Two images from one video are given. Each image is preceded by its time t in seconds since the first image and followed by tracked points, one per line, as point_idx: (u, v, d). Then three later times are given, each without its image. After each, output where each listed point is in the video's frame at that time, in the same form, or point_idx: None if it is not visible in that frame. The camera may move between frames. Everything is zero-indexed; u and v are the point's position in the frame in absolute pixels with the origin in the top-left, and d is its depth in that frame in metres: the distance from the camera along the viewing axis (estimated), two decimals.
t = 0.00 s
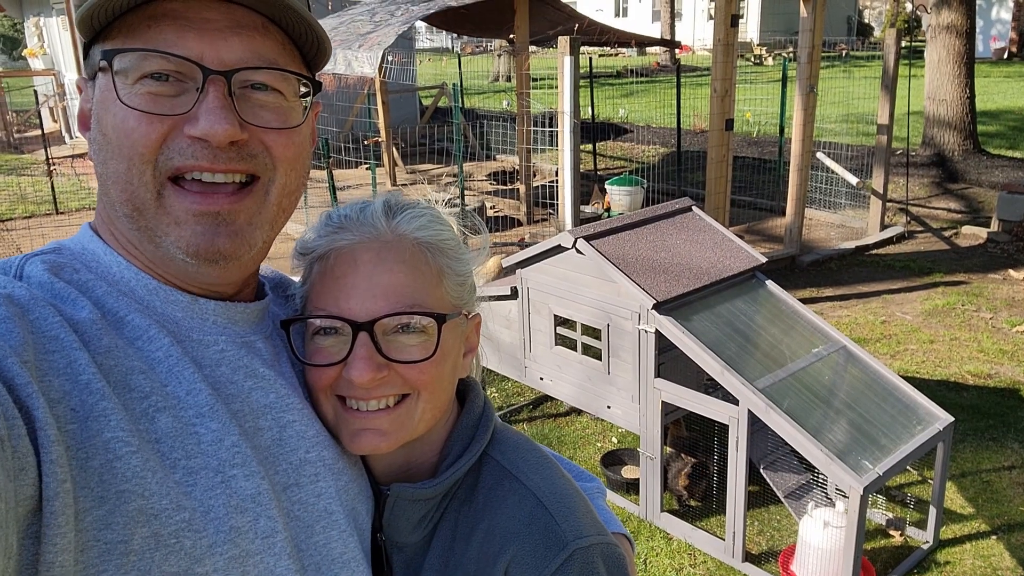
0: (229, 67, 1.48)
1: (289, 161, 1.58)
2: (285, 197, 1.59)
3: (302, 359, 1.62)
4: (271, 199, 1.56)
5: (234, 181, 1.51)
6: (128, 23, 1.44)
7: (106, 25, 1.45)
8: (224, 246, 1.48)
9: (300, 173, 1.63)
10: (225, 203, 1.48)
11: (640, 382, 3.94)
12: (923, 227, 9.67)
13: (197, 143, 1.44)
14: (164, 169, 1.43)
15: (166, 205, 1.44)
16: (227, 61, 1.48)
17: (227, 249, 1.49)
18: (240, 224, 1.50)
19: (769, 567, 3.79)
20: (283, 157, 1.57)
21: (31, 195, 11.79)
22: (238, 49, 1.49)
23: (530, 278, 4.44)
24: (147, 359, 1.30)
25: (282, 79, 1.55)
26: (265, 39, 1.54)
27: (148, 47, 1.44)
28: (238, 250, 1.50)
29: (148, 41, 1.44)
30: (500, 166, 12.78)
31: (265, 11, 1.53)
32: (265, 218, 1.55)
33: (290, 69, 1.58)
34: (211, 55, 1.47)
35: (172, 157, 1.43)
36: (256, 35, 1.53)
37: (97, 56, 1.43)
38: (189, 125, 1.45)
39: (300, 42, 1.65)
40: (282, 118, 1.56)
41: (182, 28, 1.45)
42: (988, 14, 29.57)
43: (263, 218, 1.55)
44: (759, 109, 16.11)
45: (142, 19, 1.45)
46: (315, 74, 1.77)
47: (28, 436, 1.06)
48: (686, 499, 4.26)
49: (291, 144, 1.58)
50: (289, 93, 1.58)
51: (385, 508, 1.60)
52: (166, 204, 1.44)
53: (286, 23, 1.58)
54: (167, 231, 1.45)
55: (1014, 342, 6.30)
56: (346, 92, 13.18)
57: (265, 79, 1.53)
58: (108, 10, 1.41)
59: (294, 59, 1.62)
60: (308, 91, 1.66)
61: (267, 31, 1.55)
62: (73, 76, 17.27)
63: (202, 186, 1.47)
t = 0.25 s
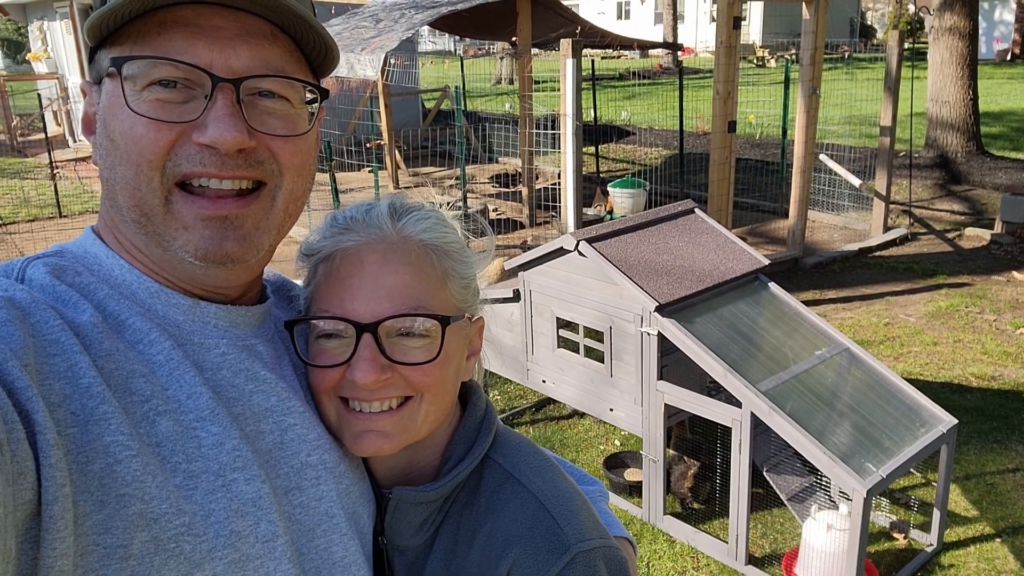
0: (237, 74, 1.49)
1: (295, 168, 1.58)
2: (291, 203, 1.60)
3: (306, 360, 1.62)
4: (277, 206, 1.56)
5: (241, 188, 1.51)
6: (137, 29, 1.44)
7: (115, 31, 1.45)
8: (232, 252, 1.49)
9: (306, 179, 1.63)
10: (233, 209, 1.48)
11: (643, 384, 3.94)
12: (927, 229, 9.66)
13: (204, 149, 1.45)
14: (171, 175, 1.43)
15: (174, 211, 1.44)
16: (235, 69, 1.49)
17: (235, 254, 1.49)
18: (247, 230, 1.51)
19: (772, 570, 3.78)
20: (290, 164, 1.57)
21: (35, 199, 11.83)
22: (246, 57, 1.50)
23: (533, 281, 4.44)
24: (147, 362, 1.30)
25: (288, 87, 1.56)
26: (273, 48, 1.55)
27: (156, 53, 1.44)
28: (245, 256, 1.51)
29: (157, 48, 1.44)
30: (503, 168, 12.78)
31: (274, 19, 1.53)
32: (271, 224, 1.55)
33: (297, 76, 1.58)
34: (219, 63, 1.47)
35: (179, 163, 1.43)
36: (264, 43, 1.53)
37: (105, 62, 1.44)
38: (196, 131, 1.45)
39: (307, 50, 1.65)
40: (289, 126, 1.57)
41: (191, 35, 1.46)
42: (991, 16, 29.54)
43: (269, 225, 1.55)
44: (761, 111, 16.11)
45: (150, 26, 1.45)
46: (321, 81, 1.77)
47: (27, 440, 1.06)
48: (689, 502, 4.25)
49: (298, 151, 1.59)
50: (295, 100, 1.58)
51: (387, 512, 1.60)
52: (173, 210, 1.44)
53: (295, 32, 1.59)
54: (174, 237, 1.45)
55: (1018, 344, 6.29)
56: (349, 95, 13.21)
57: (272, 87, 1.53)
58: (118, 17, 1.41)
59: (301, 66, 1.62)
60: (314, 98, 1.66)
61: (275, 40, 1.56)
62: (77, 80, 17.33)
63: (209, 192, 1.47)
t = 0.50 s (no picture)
0: (238, 79, 1.49)
1: (295, 173, 1.58)
2: (290, 207, 1.60)
3: (308, 363, 1.62)
4: (276, 209, 1.56)
5: (242, 191, 1.51)
6: (138, 33, 1.44)
7: (115, 35, 1.45)
8: (230, 254, 1.49)
9: (306, 184, 1.63)
10: (231, 212, 1.48)
11: (646, 387, 3.93)
12: (931, 231, 9.64)
13: (205, 152, 1.45)
14: (172, 179, 1.43)
15: (173, 213, 1.45)
16: (236, 74, 1.49)
17: (233, 256, 1.49)
18: (244, 232, 1.51)
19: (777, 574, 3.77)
20: (290, 168, 1.57)
21: (39, 203, 11.86)
22: (247, 61, 1.50)
23: (536, 284, 4.44)
24: (147, 365, 1.30)
25: (288, 92, 1.56)
26: (274, 52, 1.54)
27: (158, 57, 1.44)
28: (243, 259, 1.51)
29: (158, 51, 1.44)
30: (506, 172, 12.78)
31: (275, 24, 1.53)
32: (270, 227, 1.55)
33: (298, 81, 1.58)
34: (221, 67, 1.47)
35: (181, 167, 1.43)
36: (265, 47, 1.53)
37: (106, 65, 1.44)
38: (197, 135, 1.45)
39: (308, 55, 1.65)
40: (289, 130, 1.56)
41: (192, 39, 1.46)
42: (995, 18, 29.51)
43: (268, 228, 1.55)
44: (764, 114, 16.10)
45: (151, 29, 1.44)
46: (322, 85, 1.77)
47: (26, 442, 1.06)
48: (693, 506, 4.24)
49: (298, 155, 1.59)
50: (296, 105, 1.58)
51: (387, 515, 1.59)
52: (172, 212, 1.44)
53: (296, 36, 1.58)
54: (173, 239, 1.45)
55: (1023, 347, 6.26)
56: (352, 99, 13.23)
57: (273, 91, 1.54)
58: (118, 21, 1.41)
59: (301, 71, 1.62)
60: (315, 102, 1.66)
61: (276, 44, 1.55)
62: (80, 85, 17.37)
63: (208, 195, 1.48)
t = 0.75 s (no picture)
0: (243, 84, 1.49)
1: (301, 177, 1.58)
2: (296, 212, 1.59)
3: (317, 367, 1.62)
4: (282, 212, 1.55)
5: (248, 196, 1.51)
6: (144, 38, 1.45)
7: (121, 42, 1.45)
8: (234, 251, 1.49)
9: (312, 188, 1.63)
10: (238, 214, 1.48)
11: (651, 390, 3.92)
12: (934, 233, 9.62)
13: (212, 159, 1.45)
14: (179, 183, 1.44)
15: (179, 215, 1.45)
16: (241, 79, 1.49)
17: (237, 255, 1.49)
18: (250, 233, 1.50)
19: None
20: (295, 172, 1.57)
21: (43, 206, 11.89)
22: (252, 67, 1.50)
23: (540, 287, 4.43)
24: (155, 369, 1.30)
25: (294, 96, 1.56)
26: (278, 57, 1.54)
27: (165, 63, 1.44)
28: (247, 256, 1.51)
29: (165, 57, 1.45)
30: (509, 174, 12.79)
31: (280, 29, 1.53)
32: (276, 230, 1.55)
33: (302, 85, 1.58)
34: (226, 72, 1.48)
35: (188, 172, 1.44)
36: (269, 52, 1.53)
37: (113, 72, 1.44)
38: (203, 141, 1.45)
39: (313, 59, 1.65)
40: (294, 134, 1.56)
41: (198, 45, 1.46)
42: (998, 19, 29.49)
43: (274, 229, 1.55)
44: (767, 116, 16.10)
45: (157, 35, 1.45)
46: (327, 90, 1.77)
47: (36, 446, 1.06)
48: (698, 508, 4.23)
49: (303, 160, 1.58)
50: (302, 109, 1.58)
51: (394, 518, 1.60)
52: (179, 214, 1.45)
53: (301, 41, 1.58)
54: (179, 242, 1.45)
55: None
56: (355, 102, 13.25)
57: (279, 96, 1.53)
58: (124, 28, 1.42)
59: (306, 76, 1.62)
60: (320, 106, 1.66)
61: (280, 49, 1.55)
62: (84, 88, 17.41)
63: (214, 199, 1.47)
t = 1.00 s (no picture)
0: (246, 85, 1.49)
1: (303, 178, 1.57)
2: (300, 213, 1.58)
3: (323, 372, 1.61)
4: (286, 213, 1.54)
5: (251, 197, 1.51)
6: (148, 41, 1.45)
7: (125, 44, 1.46)
8: (239, 246, 1.47)
9: (315, 189, 1.63)
10: (241, 215, 1.47)
11: (655, 392, 3.92)
12: (938, 235, 9.61)
13: (215, 159, 1.44)
14: (182, 183, 1.43)
15: (185, 212, 1.43)
16: (244, 79, 1.49)
17: (242, 253, 1.48)
18: (255, 232, 1.49)
19: None
20: (298, 173, 1.56)
21: (46, 208, 11.90)
22: (255, 68, 1.50)
23: (544, 289, 4.43)
24: (160, 374, 1.30)
25: (297, 97, 1.56)
26: (281, 58, 1.55)
27: (168, 64, 1.44)
28: (252, 253, 1.49)
29: (168, 59, 1.45)
30: (511, 176, 12.80)
31: (283, 29, 1.53)
32: (280, 230, 1.54)
33: (306, 86, 1.58)
34: (229, 73, 1.48)
35: (192, 173, 1.42)
36: (272, 53, 1.53)
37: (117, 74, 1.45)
38: (206, 141, 1.45)
39: (316, 61, 1.65)
40: (297, 135, 1.56)
41: (202, 46, 1.46)
42: (1000, 20, 29.50)
43: (278, 228, 1.53)
44: (770, 118, 16.09)
45: (161, 38, 1.45)
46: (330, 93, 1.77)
47: (41, 451, 1.06)
48: (702, 511, 4.22)
49: (306, 161, 1.58)
50: (305, 110, 1.58)
51: (397, 520, 1.59)
52: (184, 211, 1.43)
53: (303, 43, 1.58)
54: (184, 244, 1.44)
55: None
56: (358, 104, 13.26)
57: (282, 97, 1.53)
58: (128, 29, 1.42)
59: (309, 77, 1.62)
60: (324, 108, 1.65)
61: (283, 50, 1.55)
62: (87, 90, 17.44)
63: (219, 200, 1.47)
